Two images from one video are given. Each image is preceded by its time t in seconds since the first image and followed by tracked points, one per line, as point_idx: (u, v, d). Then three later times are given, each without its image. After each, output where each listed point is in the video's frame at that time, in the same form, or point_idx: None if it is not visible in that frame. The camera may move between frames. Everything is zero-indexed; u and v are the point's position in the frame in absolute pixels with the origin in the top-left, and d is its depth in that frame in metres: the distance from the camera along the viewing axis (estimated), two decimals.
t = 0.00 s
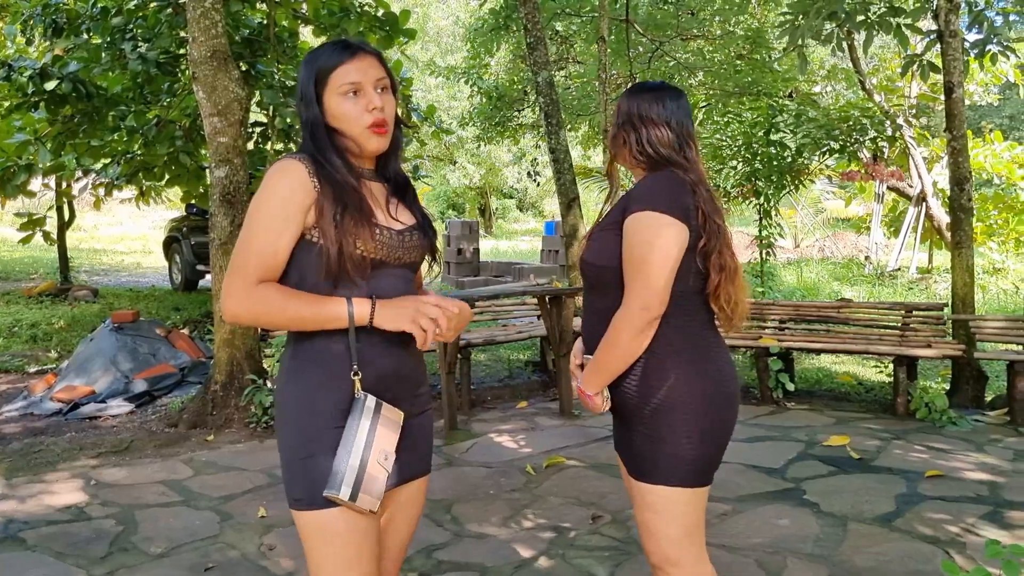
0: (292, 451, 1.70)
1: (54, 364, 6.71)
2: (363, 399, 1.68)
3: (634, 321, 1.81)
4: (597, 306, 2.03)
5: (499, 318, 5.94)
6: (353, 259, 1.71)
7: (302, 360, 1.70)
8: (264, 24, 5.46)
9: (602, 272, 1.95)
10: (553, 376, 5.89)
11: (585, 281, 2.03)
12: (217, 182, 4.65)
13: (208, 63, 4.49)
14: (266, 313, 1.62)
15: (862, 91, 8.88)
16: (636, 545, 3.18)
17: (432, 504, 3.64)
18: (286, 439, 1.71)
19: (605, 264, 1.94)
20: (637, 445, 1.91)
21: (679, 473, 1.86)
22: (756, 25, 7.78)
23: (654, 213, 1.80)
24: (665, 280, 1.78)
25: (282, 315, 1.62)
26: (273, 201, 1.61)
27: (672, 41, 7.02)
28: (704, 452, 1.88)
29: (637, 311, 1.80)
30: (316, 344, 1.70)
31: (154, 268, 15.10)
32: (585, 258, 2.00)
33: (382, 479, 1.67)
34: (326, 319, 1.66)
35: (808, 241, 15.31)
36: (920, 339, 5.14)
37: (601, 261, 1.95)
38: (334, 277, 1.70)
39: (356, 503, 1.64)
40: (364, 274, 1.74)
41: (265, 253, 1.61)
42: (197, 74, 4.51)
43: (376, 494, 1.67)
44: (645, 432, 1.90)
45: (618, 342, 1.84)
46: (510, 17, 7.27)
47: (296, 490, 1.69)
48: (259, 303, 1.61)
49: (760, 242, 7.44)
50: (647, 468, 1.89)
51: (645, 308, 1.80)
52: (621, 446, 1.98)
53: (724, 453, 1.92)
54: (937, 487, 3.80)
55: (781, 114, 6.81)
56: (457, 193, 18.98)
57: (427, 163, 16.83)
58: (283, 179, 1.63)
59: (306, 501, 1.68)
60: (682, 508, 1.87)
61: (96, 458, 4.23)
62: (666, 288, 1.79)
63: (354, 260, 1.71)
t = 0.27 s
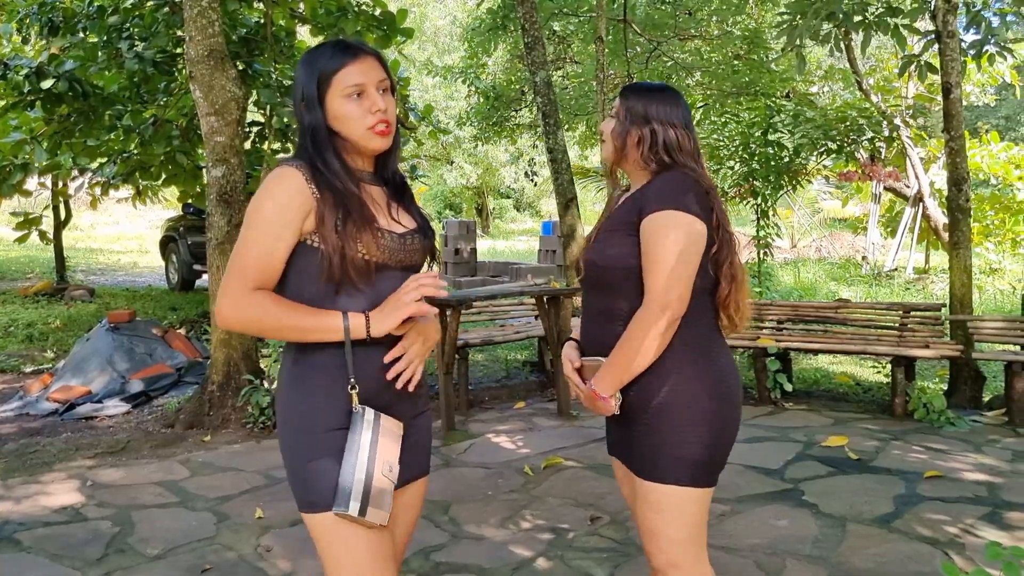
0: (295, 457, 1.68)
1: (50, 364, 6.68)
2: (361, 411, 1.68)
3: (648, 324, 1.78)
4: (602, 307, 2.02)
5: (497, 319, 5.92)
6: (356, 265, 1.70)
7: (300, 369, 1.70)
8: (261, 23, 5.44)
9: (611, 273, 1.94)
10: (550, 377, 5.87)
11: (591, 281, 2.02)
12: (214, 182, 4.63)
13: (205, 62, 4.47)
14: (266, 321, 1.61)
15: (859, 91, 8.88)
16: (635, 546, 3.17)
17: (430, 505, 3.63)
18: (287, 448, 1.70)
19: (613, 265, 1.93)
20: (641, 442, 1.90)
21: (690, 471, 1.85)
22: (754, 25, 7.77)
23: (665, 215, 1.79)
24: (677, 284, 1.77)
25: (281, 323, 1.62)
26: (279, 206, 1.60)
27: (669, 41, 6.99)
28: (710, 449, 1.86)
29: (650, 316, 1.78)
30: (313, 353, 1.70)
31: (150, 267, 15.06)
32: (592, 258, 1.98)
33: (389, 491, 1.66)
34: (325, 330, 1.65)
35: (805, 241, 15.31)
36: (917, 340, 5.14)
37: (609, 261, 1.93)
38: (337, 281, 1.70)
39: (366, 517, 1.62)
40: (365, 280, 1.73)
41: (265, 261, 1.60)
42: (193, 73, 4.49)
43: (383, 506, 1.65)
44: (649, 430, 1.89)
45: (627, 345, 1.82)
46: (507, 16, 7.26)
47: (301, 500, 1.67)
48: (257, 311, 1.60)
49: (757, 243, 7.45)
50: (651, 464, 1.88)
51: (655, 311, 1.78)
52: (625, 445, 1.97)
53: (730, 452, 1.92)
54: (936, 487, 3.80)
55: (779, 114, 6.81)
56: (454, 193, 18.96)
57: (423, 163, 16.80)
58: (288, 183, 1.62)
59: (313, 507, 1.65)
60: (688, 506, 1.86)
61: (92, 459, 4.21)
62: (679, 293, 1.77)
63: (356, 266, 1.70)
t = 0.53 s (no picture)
0: (295, 457, 1.68)
1: (50, 364, 6.68)
2: (365, 415, 1.66)
3: (685, 318, 1.81)
4: (609, 307, 2.00)
5: (496, 319, 5.91)
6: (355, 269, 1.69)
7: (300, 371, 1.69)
8: (260, 23, 5.43)
9: (626, 270, 1.93)
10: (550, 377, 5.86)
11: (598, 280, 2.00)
12: (213, 182, 4.62)
13: (204, 62, 4.46)
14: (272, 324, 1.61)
15: (860, 91, 8.87)
16: (634, 548, 3.16)
17: (429, 506, 3.62)
18: (289, 450, 1.69)
19: (629, 264, 1.92)
20: (654, 444, 1.90)
21: (704, 470, 1.84)
22: (754, 25, 7.76)
23: (696, 213, 1.81)
24: (713, 280, 1.80)
25: (279, 327, 1.62)
26: (274, 214, 1.59)
27: (669, 42, 6.98)
28: (723, 451, 1.87)
29: (688, 311, 1.80)
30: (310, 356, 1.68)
31: (150, 268, 15.06)
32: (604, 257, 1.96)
33: (387, 495, 1.64)
34: (321, 337, 1.64)
35: (805, 241, 15.30)
36: (918, 340, 5.12)
37: (625, 260, 1.92)
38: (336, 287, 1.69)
39: (362, 522, 1.60)
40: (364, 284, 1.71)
41: (261, 267, 1.60)
42: (193, 72, 4.48)
43: (381, 509, 1.63)
44: (663, 432, 1.89)
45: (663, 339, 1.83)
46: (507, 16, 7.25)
47: (302, 500, 1.67)
48: (255, 319, 1.61)
49: (757, 243, 7.45)
50: (664, 465, 1.87)
51: (689, 307, 1.81)
52: (633, 449, 1.96)
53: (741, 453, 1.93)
54: (937, 489, 3.78)
55: (779, 115, 6.80)
56: (454, 194, 18.95)
57: (423, 163, 16.78)
58: (283, 183, 1.61)
59: (310, 507, 1.65)
60: (700, 509, 1.85)
61: (91, 459, 4.20)
62: (716, 290, 1.81)
63: (356, 269, 1.68)
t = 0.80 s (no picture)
0: (287, 456, 1.67)
1: (48, 361, 6.67)
2: (353, 411, 1.65)
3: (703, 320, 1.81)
4: (612, 305, 1.95)
5: (495, 317, 5.90)
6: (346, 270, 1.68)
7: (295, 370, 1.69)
8: (259, 19, 5.41)
9: (636, 268, 1.89)
10: (549, 375, 5.86)
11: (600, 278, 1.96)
12: (211, 179, 4.61)
13: (203, 59, 4.44)
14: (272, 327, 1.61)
15: (860, 89, 8.85)
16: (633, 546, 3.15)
17: (427, 504, 3.61)
18: (282, 449, 1.68)
19: (641, 262, 1.88)
20: (659, 449, 1.88)
21: (709, 476, 1.84)
22: (754, 23, 7.75)
23: (716, 215, 1.82)
24: (733, 285, 1.82)
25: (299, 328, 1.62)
26: (265, 223, 1.58)
27: (669, 39, 6.96)
28: (729, 453, 1.87)
29: (709, 313, 1.81)
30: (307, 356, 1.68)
31: (150, 265, 15.05)
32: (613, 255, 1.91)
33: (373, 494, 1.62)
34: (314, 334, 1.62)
35: (804, 239, 15.29)
36: (918, 338, 5.11)
37: (638, 258, 1.89)
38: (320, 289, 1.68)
39: (346, 519, 1.59)
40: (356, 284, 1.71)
41: (254, 266, 1.59)
42: (191, 69, 4.47)
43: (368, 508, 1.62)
44: (669, 436, 1.87)
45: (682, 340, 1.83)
46: (507, 13, 7.24)
47: (292, 498, 1.66)
48: (248, 322, 1.61)
49: (757, 241, 7.45)
50: (672, 469, 1.86)
51: (708, 309, 1.82)
52: (633, 454, 1.94)
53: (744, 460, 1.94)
54: (937, 487, 3.78)
55: (779, 112, 6.79)
56: (453, 191, 18.94)
57: (423, 161, 16.76)
58: (275, 180, 1.61)
59: (300, 507, 1.65)
60: (706, 511, 1.85)
61: (88, 457, 4.19)
62: (736, 295, 1.82)
63: (345, 269, 1.68)
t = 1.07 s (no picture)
0: (278, 459, 1.67)
1: (46, 360, 6.66)
2: (356, 405, 1.62)
3: (718, 326, 1.82)
4: (621, 310, 1.91)
5: (493, 315, 5.89)
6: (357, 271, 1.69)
7: (285, 372, 1.67)
8: (257, 18, 5.40)
9: (650, 274, 1.85)
10: (548, 374, 5.85)
11: (608, 281, 1.91)
12: (208, 177, 4.60)
13: (199, 57, 4.43)
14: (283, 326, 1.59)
15: (859, 87, 8.84)
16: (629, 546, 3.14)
17: (424, 503, 3.60)
18: (273, 450, 1.67)
19: (655, 266, 1.85)
20: (666, 459, 1.87)
21: (716, 485, 1.84)
22: (753, 21, 7.74)
23: (728, 216, 1.82)
24: (748, 289, 1.82)
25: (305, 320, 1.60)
26: (281, 215, 1.56)
27: (667, 37, 6.95)
28: (738, 459, 1.87)
29: (726, 320, 1.81)
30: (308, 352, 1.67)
31: (149, 263, 15.04)
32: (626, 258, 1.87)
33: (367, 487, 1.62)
34: (326, 324, 1.62)
35: (803, 237, 15.28)
36: (916, 337, 5.10)
37: (654, 263, 1.85)
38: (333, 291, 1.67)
39: (336, 513, 1.60)
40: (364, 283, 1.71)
41: (260, 266, 1.57)
42: (187, 67, 4.45)
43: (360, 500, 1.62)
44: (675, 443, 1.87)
45: (696, 346, 1.82)
46: (505, 11, 7.22)
47: (281, 493, 1.65)
48: (259, 317, 1.59)
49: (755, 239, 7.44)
50: (681, 480, 1.85)
51: (724, 316, 1.82)
52: (634, 465, 1.91)
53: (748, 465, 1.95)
54: (934, 486, 3.77)
55: (778, 110, 6.77)
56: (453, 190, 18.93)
57: (422, 159, 16.74)
58: (285, 172, 1.60)
59: (290, 509, 1.65)
60: (709, 519, 1.85)
61: (85, 456, 4.18)
62: (751, 302, 1.83)
63: (356, 269, 1.68)
